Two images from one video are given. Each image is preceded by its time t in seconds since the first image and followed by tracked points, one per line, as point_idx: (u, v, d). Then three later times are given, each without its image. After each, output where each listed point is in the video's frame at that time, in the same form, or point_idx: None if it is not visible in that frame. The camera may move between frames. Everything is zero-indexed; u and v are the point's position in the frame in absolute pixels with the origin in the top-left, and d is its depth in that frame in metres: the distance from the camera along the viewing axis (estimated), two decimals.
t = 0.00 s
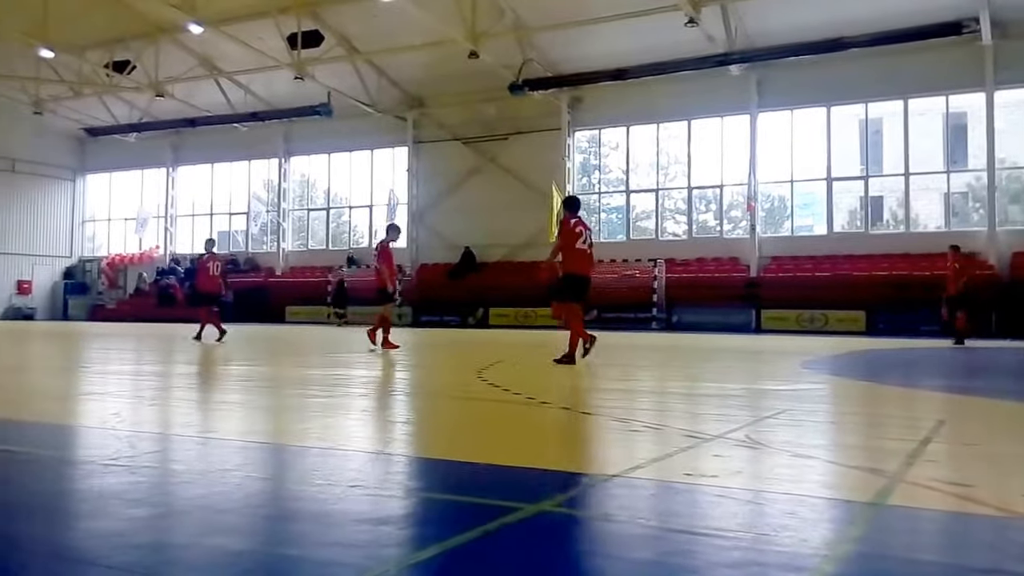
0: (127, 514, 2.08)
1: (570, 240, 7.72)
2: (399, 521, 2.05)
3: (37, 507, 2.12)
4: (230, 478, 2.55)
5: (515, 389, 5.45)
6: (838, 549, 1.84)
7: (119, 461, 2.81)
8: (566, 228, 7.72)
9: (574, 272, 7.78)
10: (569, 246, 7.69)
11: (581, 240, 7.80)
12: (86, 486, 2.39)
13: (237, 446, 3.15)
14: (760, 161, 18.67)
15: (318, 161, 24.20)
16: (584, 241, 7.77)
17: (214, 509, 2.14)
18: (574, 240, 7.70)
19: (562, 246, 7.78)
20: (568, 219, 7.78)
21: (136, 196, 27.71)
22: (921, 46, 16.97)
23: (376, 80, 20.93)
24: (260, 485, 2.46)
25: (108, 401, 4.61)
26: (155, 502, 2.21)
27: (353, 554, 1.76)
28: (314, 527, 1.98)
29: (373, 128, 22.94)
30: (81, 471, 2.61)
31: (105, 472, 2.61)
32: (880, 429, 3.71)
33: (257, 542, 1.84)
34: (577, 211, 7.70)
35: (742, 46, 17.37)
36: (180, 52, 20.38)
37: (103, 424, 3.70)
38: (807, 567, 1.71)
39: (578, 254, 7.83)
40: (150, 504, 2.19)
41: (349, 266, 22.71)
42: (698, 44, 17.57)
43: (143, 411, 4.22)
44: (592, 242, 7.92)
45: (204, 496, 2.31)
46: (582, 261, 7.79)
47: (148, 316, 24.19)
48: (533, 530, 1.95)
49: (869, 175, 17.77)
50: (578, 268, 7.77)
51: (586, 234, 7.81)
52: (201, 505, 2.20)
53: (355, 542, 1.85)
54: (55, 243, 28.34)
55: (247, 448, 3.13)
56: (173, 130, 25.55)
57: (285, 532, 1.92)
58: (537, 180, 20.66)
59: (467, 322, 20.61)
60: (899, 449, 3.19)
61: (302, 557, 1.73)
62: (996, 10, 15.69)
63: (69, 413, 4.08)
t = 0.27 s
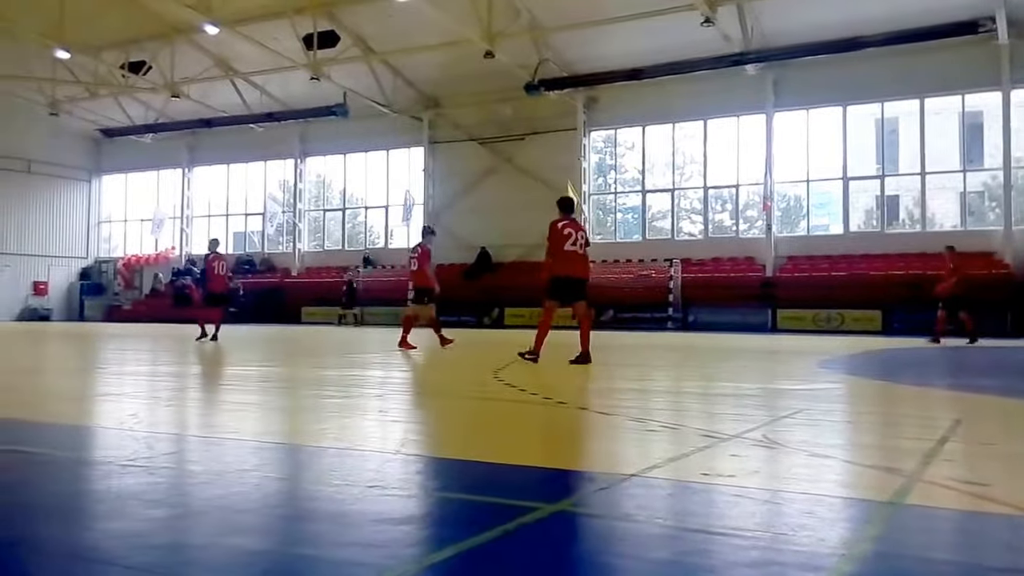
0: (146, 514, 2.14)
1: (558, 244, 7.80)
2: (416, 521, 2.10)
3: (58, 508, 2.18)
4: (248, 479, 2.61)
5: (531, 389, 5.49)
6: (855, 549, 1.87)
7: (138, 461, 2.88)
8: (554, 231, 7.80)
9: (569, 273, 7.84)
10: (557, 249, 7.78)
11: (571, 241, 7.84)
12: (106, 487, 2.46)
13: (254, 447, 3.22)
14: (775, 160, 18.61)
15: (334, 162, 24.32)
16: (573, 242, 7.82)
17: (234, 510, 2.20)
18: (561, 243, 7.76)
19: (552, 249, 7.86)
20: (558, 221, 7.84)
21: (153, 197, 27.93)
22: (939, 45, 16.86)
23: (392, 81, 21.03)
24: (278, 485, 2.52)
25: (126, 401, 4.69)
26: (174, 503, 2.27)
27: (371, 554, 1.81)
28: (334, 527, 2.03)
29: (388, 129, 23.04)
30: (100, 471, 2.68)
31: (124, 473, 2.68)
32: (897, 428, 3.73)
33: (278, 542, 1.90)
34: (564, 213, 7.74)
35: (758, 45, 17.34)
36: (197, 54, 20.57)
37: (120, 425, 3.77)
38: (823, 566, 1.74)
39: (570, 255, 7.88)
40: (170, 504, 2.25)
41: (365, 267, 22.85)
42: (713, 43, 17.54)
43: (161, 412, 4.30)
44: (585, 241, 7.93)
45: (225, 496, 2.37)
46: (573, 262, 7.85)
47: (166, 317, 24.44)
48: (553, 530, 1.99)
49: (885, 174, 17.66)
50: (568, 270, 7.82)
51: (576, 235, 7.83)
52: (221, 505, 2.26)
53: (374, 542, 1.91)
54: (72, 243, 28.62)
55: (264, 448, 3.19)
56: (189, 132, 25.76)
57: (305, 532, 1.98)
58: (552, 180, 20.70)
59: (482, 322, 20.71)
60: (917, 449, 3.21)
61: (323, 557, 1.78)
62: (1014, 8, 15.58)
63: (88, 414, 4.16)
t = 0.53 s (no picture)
0: (156, 514, 2.17)
1: (539, 242, 7.99)
2: (426, 521, 2.12)
3: (69, 508, 2.22)
4: (258, 479, 2.64)
5: (540, 388, 5.50)
6: (864, 548, 1.89)
7: (147, 461, 2.92)
8: (535, 231, 8.01)
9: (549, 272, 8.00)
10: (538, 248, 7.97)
11: (554, 241, 7.98)
12: (116, 487, 2.49)
13: (264, 447, 3.24)
14: (785, 159, 18.57)
15: (343, 161, 24.40)
16: (555, 241, 7.95)
17: (245, 509, 2.22)
18: (542, 241, 7.93)
19: (537, 248, 8.07)
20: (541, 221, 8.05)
21: (163, 197, 28.08)
22: (950, 43, 16.78)
23: (402, 80, 21.08)
24: (289, 485, 2.55)
25: (136, 401, 4.74)
26: (183, 503, 2.30)
27: (383, 553, 1.84)
28: (347, 526, 2.06)
29: (398, 129, 23.10)
30: (110, 472, 2.72)
31: (133, 473, 2.70)
32: (908, 427, 3.74)
33: (290, 541, 1.92)
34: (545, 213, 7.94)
35: (767, 44, 17.31)
36: (207, 54, 20.66)
37: (130, 425, 3.81)
38: (834, 565, 1.76)
39: (554, 254, 8.02)
40: (179, 504, 2.28)
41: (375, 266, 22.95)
42: (722, 42, 17.50)
43: (170, 411, 4.33)
44: (570, 240, 8.02)
45: (235, 496, 2.40)
46: (555, 261, 7.98)
47: (177, 316, 24.59)
48: (564, 530, 2.01)
49: (895, 172, 17.62)
50: (549, 269, 7.97)
51: (558, 234, 7.96)
52: (232, 504, 2.28)
53: (385, 541, 1.93)
54: (82, 243, 28.78)
55: (274, 448, 3.22)
56: (199, 132, 25.89)
57: (316, 532, 2.00)
58: (561, 179, 20.72)
59: (491, 322, 20.67)
60: (928, 447, 3.22)
61: (334, 556, 1.81)
62: None
63: (99, 413, 4.20)
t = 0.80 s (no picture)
0: (158, 513, 2.18)
1: (526, 242, 8.09)
2: (428, 520, 2.12)
3: (72, 507, 2.22)
4: (260, 477, 2.64)
5: (544, 387, 5.50)
6: (866, 546, 1.89)
7: (151, 460, 2.93)
8: (522, 231, 8.10)
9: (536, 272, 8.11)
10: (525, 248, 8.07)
11: (540, 240, 8.11)
12: (119, 486, 2.50)
13: (266, 445, 3.25)
14: (788, 158, 18.55)
15: (346, 160, 24.40)
16: (542, 240, 8.09)
17: (248, 508, 2.23)
18: (530, 240, 8.04)
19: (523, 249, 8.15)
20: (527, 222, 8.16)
21: (166, 196, 28.11)
22: (954, 42, 16.74)
23: (404, 79, 21.09)
24: (292, 484, 2.55)
25: (139, 400, 4.75)
26: (186, 502, 2.30)
27: (385, 552, 1.84)
28: (349, 525, 2.06)
29: (400, 127, 23.12)
30: (112, 471, 2.72)
31: (136, 472, 2.71)
32: (910, 425, 3.74)
33: (293, 540, 1.93)
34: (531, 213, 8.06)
35: (770, 41, 17.26)
36: (210, 53, 20.68)
37: (133, 423, 3.82)
38: (836, 564, 1.76)
39: (540, 254, 8.14)
40: (183, 502, 2.29)
41: (377, 265, 22.98)
42: (725, 41, 17.47)
43: (173, 410, 4.34)
44: (555, 240, 8.17)
45: (238, 494, 2.41)
46: (542, 260, 8.11)
47: (179, 315, 24.59)
48: (567, 528, 2.01)
49: (898, 171, 17.59)
50: (537, 268, 8.09)
51: (545, 234, 8.10)
52: (234, 503, 2.29)
53: (387, 540, 1.93)
54: (85, 242, 28.82)
55: (277, 447, 3.23)
56: (202, 131, 25.91)
57: (318, 531, 2.01)
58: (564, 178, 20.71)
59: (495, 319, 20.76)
60: (930, 445, 3.23)
61: (336, 555, 1.81)
62: None
63: (102, 413, 4.20)
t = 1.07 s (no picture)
0: (158, 510, 2.18)
1: (510, 244, 8.32)
2: (425, 519, 2.12)
3: (72, 504, 2.22)
4: (260, 475, 2.64)
5: (544, 386, 5.50)
6: (866, 544, 1.88)
7: (150, 458, 2.92)
8: (506, 233, 8.32)
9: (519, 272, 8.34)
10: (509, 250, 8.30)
11: (524, 242, 8.34)
12: (118, 483, 2.50)
13: (267, 443, 3.25)
14: (788, 156, 18.52)
15: (346, 159, 24.38)
16: (526, 243, 8.31)
17: (247, 506, 2.23)
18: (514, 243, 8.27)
19: (507, 248, 8.39)
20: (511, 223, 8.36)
21: (166, 195, 28.09)
22: (954, 40, 16.73)
23: (404, 77, 21.09)
24: (292, 482, 2.55)
25: (139, 398, 4.75)
26: (185, 500, 2.30)
27: (383, 550, 1.84)
28: (347, 523, 2.06)
29: (401, 126, 23.11)
30: (112, 468, 2.72)
31: (136, 469, 2.71)
32: (909, 423, 3.73)
33: (290, 539, 1.93)
34: (516, 216, 8.23)
35: (771, 39, 17.25)
36: (209, 51, 20.67)
37: (134, 422, 3.82)
38: (833, 562, 1.75)
39: (523, 255, 8.39)
40: (181, 501, 2.29)
41: (377, 264, 22.97)
42: (725, 39, 17.45)
43: (173, 408, 4.34)
44: (538, 242, 8.40)
45: (236, 493, 2.40)
46: (525, 262, 8.35)
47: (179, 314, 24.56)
48: (566, 527, 2.00)
49: (898, 170, 17.57)
50: (521, 269, 8.33)
51: (529, 236, 8.32)
52: (233, 501, 2.29)
53: (385, 538, 1.93)
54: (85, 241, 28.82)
55: (276, 445, 3.23)
56: (202, 130, 25.90)
57: (316, 529, 2.00)
58: (564, 176, 20.71)
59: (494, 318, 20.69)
60: (929, 444, 3.22)
61: (335, 553, 1.81)
62: None
63: (102, 411, 4.20)
